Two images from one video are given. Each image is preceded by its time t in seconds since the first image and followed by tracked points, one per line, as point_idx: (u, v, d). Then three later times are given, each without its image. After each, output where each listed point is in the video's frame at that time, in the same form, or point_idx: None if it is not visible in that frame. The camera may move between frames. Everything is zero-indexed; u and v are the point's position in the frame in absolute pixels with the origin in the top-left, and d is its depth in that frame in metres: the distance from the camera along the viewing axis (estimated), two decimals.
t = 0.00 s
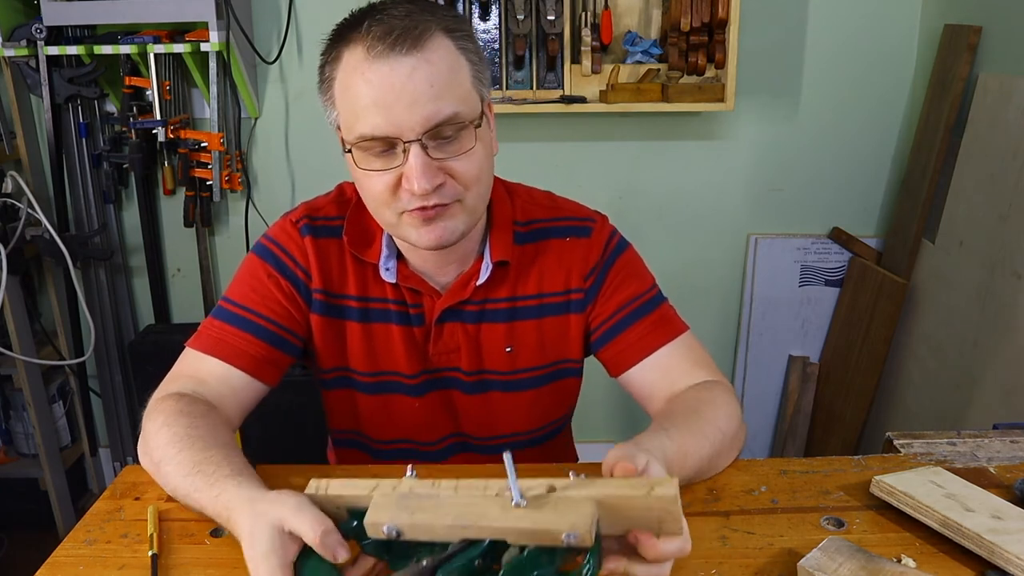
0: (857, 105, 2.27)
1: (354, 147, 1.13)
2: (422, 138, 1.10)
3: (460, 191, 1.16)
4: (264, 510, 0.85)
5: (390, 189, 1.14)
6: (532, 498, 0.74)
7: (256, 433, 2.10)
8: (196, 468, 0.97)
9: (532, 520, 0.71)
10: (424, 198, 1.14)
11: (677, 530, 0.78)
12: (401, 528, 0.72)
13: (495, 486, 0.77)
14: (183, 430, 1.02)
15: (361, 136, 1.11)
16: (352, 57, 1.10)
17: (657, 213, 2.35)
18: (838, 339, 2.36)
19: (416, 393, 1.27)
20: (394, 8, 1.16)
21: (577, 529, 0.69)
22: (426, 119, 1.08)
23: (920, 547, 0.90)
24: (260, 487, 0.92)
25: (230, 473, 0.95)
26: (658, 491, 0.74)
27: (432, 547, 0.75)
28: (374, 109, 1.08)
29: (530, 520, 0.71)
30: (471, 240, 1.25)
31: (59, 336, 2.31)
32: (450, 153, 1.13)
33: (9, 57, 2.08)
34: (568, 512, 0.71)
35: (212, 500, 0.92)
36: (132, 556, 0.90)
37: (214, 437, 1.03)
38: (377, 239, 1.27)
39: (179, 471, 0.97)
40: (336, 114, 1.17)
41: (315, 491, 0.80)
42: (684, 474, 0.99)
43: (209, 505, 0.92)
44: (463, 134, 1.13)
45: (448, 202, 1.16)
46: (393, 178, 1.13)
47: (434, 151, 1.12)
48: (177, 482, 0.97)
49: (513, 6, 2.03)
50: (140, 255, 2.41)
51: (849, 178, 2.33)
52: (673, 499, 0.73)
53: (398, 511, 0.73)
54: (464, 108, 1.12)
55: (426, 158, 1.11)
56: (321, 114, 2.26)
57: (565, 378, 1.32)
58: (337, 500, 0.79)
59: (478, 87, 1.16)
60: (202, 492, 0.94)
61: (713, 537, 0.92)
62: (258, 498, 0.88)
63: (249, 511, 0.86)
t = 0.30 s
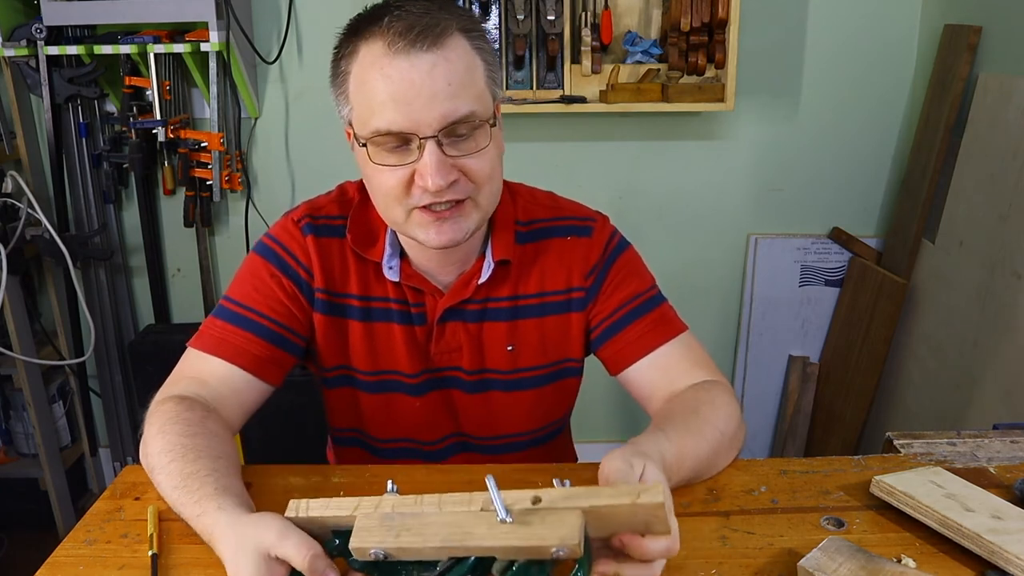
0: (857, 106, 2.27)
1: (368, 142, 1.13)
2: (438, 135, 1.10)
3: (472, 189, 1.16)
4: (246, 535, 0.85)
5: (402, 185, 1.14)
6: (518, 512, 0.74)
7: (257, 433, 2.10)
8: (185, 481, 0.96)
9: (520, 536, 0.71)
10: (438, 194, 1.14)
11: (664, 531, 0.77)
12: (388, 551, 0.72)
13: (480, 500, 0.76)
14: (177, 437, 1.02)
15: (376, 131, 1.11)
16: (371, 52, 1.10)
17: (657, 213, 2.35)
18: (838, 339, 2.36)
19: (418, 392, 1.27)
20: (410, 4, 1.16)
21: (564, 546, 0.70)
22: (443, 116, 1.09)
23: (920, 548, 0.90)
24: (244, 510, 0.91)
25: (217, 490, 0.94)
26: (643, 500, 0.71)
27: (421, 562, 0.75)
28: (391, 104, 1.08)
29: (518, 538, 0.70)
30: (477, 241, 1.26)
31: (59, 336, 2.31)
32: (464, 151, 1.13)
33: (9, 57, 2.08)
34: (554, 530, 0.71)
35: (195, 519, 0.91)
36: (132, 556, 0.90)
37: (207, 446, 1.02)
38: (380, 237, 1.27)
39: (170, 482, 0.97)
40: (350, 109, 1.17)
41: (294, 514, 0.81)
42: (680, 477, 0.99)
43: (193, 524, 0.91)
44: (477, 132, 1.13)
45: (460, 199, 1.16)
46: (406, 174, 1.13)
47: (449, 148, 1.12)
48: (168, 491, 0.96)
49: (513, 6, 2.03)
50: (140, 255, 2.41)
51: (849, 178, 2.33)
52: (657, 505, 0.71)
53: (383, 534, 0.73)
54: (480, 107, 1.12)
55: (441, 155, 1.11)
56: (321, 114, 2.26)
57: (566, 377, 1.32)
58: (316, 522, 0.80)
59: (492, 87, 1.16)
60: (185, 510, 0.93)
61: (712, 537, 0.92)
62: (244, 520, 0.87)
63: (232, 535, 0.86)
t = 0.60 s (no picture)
0: (857, 106, 2.27)
1: (367, 130, 1.14)
2: (437, 128, 1.10)
3: (467, 186, 1.15)
4: (247, 536, 0.85)
5: (398, 176, 1.14)
6: (518, 512, 0.73)
7: (256, 433, 2.10)
8: (186, 481, 0.96)
9: (519, 535, 0.70)
10: (433, 188, 1.13)
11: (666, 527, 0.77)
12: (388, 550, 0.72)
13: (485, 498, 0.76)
14: (178, 437, 1.02)
15: (376, 120, 1.11)
16: (377, 42, 1.11)
17: (657, 213, 2.35)
18: (838, 339, 2.36)
19: (419, 392, 1.27)
20: None
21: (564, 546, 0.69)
22: (443, 110, 1.09)
23: (920, 548, 0.90)
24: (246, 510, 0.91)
25: (219, 490, 0.94)
26: (643, 499, 0.70)
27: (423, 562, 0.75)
28: (393, 94, 1.09)
29: (517, 537, 0.70)
30: (474, 240, 1.25)
31: (59, 337, 2.31)
32: (463, 146, 1.13)
33: (9, 57, 2.08)
34: (554, 529, 0.70)
35: (195, 520, 0.91)
36: (132, 555, 0.90)
37: (207, 446, 1.02)
38: (383, 236, 1.27)
39: (171, 482, 0.97)
40: (354, 99, 1.18)
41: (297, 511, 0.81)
42: (681, 475, 0.99)
43: (194, 524, 0.91)
44: (477, 129, 1.13)
45: (455, 196, 1.15)
46: (403, 165, 1.13)
47: (448, 142, 1.12)
48: (168, 490, 0.96)
49: (513, 6, 2.03)
50: (141, 255, 2.41)
51: (849, 178, 2.33)
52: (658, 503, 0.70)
53: (383, 534, 0.73)
54: (482, 105, 1.12)
55: (439, 148, 1.11)
56: (321, 114, 2.26)
57: (568, 377, 1.32)
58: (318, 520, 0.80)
59: (497, 86, 1.17)
60: (186, 509, 0.93)
61: (713, 536, 0.92)
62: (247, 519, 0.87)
63: (233, 535, 0.86)
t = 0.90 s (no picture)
0: (857, 106, 2.27)
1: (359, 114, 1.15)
2: (427, 114, 1.11)
3: (454, 177, 1.15)
4: (249, 535, 0.85)
5: (386, 161, 1.14)
6: (523, 524, 0.74)
7: (256, 433, 2.10)
8: (187, 480, 0.96)
9: (522, 548, 0.71)
10: (419, 175, 1.13)
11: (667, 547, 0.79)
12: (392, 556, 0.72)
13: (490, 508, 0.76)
14: (177, 437, 1.02)
15: (369, 103, 1.13)
16: (376, 28, 1.13)
17: (657, 213, 2.35)
18: (838, 339, 2.36)
19: (415, 392, 1.27)
20: None
21: (569, 562, 0.69)
22: (435, 96, 1.10)
23: (920, 548, 0.90)
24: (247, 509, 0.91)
25: (218, 488, 0.94)
26: (649, 518, 0.73)
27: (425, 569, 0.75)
28: (387, 79, 1.10)
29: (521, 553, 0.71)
30: (464, 234, 1.25)
31: (59, 336, 2.31)
32: (453, 135, 1.13)
33: (9, 57, 2.08)
34: (560, 542, 0.71)
35: (196, 518, 0.91)
36: (132, 556, 0.90)
37: (207, 446, 1.02)
38: (379, 235, 1.27)
39: (172, 481, 0.97)
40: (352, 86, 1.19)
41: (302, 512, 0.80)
42: (685, 484, 0.99)
43: (196, 523, 0.91)
44: (469, 119, 1.14)
45: (441, 186, 1.15)
46: (390, 149, 1.13)
47: (437, 130, 1.13)
48: (169, 489, 0.96)
49: (513, 6, 2.03)
50: (141, 255, 2.41)
51: (849, 178, 2.33)
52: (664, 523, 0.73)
53: (387, 539, 0.73)
54: (475, 97, 1.13)
55: (428, 135, 1.12)
56: (321, 114, 2.26)
57: (565, 378, 1.32)
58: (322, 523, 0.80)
59: (494, 81, 1.18)
60: (188, 508, 0.93)
61: (712, 537, 0.92)
62: (249, 518, 0.88)
63: (236, 533, 0.86)
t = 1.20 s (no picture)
0: (857, 106, 2.27)
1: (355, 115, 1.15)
2: (423, 113, 1.11)
3: (452, 175, 1.15)
4: (249, 535, 0.85)
5: (383, 161, 1.14)
6: (521, 516, 0.74)
7: (256, 433, 2.09)
8: (186, 481, 0.96)
9: (520, 540, 0.71)
10: (416, 175, 1.13)
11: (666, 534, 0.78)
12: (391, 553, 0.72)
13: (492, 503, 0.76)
14: (175, 437, 1.02)
15: (364, 103, 1.13)
16: (372, 27, 1.13)
17: (657, 213, 2.35)
18: (838, 339, 2.36)
19: (414, 392, 1.27)
20: None
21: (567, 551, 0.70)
22: (431, 94, 1.10)
23: (920, 548, 0.90)
24: (246, 510, 0.91)
25: (217, 489, 0.94)
26: (646, 505, 0.73)
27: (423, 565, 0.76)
28: (382, 78, 1.11)
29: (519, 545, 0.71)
30: (462, 235, 1.25)
31: (59, 336, 2.31)
32: (449, 134, 1.13)
33: (9, 57, 2.08)
34: (559, 533, 0.71)
35: (196, 519, 0.91)
36: (132, 556, 0.90)
37: (206, 447, 1.02)
38: (377, 235, 1.27)
39: (170, 482, 0.97)
40: (347, 86, 1.19)
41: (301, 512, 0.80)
42: (682, 479, 0.99)
43: (195, 523, 0.91)
44: (465, 118, 1.14)
45: (439, 185, 1.15)
46: (387, 150, 1.13)
47: (434, 129, 1.13)
48: (168, 488, 0.96)
49: (513, 6, 2.03)
50: (140, 255, 2.41)
51: (849, 178, 2.33)
52: (662, 511, 0.73)
53: (386, 535, 0.73)
54: (471, 95, 1.13)
55: (424, 133, 1.12)
56: (321, 114, 2.26)
57: (565, 379, 1.32)
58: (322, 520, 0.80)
59: (490, 79, 1.18)
60: (187, 509, 0.93)
61: (712, 537, 0.92)
62: (249, 518, 0.87)
63: (238, 532, 0.86)
